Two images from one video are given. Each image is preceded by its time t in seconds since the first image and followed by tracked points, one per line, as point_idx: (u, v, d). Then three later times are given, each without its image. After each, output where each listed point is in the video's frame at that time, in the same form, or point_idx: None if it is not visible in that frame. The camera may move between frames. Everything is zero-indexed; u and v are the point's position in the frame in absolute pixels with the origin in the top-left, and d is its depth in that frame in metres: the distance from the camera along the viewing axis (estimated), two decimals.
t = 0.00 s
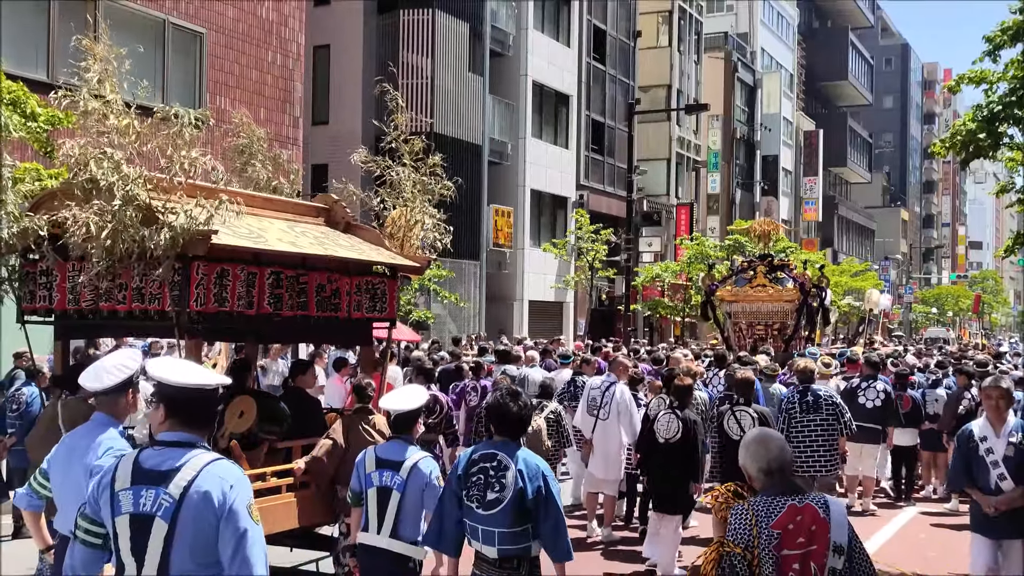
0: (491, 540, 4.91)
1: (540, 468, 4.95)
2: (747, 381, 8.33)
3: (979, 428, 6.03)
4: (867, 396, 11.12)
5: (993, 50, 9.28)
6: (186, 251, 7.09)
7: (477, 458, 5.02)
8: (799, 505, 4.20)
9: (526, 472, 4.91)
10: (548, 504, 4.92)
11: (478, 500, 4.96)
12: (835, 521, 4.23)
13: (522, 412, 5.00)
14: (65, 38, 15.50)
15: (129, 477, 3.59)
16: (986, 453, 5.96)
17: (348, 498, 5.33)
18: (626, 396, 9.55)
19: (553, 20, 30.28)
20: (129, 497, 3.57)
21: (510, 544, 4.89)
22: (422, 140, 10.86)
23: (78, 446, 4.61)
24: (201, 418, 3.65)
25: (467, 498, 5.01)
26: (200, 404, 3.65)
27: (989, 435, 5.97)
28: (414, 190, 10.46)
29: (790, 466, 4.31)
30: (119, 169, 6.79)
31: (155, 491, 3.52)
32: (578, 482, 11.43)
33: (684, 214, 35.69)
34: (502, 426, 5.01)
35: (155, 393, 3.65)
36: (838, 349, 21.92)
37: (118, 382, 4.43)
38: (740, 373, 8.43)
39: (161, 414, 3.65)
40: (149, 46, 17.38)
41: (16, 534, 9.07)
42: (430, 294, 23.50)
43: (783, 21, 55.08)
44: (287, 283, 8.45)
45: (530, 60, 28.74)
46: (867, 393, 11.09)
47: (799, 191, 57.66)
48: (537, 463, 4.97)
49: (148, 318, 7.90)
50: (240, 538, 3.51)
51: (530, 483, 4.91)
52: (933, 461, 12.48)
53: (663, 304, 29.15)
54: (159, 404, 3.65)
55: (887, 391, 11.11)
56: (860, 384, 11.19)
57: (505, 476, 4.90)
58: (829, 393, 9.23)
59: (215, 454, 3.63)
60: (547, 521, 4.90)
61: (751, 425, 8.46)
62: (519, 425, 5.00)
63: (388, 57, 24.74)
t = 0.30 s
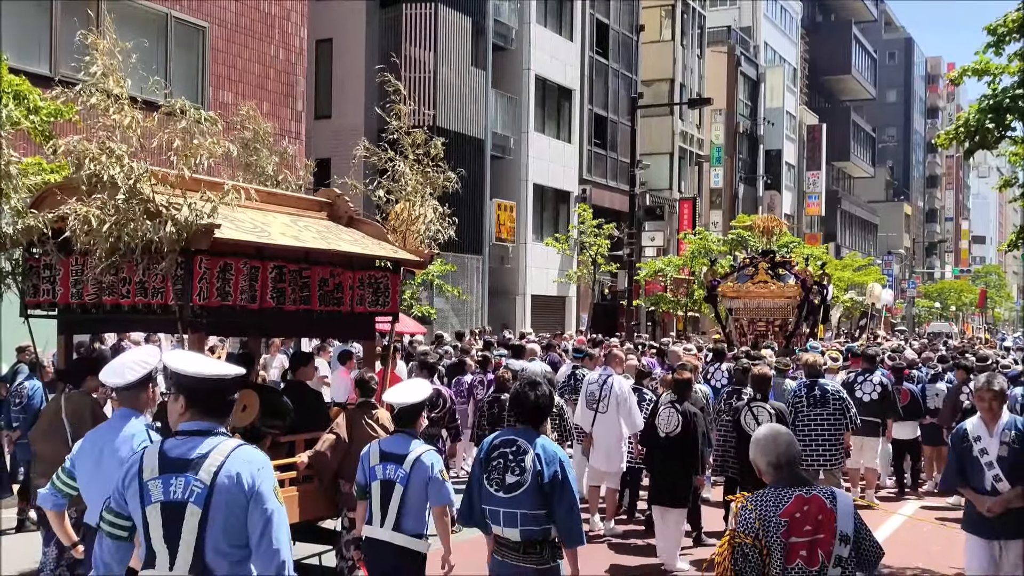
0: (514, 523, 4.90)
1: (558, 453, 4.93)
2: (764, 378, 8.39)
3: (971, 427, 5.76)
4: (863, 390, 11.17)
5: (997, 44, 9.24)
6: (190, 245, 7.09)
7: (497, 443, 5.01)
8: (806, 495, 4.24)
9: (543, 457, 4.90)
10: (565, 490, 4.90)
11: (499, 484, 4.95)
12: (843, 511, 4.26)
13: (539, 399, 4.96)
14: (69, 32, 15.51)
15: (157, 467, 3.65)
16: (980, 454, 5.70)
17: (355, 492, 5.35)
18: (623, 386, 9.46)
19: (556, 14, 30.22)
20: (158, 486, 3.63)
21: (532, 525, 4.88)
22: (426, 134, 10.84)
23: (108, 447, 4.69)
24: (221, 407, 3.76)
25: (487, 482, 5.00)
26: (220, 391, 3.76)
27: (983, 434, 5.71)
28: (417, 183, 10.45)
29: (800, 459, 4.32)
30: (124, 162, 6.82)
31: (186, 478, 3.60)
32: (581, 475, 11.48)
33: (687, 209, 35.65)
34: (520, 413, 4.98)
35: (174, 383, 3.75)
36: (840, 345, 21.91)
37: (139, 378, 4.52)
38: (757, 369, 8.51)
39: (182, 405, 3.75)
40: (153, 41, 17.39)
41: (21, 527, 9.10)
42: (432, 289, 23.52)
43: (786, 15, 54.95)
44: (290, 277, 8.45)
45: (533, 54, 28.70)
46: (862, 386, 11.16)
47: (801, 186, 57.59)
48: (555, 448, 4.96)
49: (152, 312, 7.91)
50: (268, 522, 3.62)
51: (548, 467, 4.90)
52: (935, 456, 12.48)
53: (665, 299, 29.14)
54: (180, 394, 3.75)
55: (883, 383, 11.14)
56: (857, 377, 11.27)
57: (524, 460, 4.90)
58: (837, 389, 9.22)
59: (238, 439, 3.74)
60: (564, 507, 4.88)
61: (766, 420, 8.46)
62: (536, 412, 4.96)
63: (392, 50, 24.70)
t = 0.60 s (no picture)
0: (546, 510, 4.90)
1: (585, 444, 4.96)
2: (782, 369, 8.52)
3: (978, 422, 5.63)
4: (862, 381, 11.22)
5: (998, 36, 9.19)
6: (192, 237, 7.13)
7: (526, 434, 5.03)
8: (825, 481, 4.36)
9: (573, 448, 4.93)
10: (593, 481, 4.90)
11: (528, 473, 4.96)
12: (866, 500, 4.34)
13: (568, 392, 5.06)
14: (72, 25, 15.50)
15: (200, 452, 3.74)
16: (988, 450, 5.57)
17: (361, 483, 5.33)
18: (620, 377, 9.45)
19: (558, 6, 30.16)
20: (202, 471, 3.71)
21: (563, 512, 4.89)
22: (428, 125, 10.81)
23: (136, 435, 4.76)
24: (255, 398, 3.89)
25: (516, 472, 5.01)
26: (254, 380, 3.90)
27: (992, 431, 5.57)
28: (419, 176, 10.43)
29: (830, 446, 4.43)
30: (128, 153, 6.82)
31: (229, 465, 3.70)
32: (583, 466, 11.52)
33: (689, 201, 35.60)
34: (549, 404, 5.02)
35: (209, 372, 3.87)
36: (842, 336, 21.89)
37: (161, 368, 4.71)
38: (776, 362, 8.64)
39: (216, 393, 3.86)
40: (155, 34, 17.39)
41: (25, 519, 9.16)
42: (435, 281, 23.54)
43: (789, 7, 54.79)
44: (292, 269, 8.43)
45: (535, 47, 28.63)
46: (861, 377, 11.20)
47: (805, 178, 57.47)
48: (583, 440, 4.98)
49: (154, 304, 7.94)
50: (305, 511, 3.78)
51: (578, 458, 4.92)
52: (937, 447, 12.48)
53: (667, 292, 29.16)
54: (213, 381, 3.87)
55: (881, 375, 11.18)
56: (856, 369, 11.32)
57: (554, 450, 4.92)
58: (850, 384, 9.23)
59: (274, 429, 3.85)
60: (592, 498, 4.87)
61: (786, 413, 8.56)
62: (563, 404, 5.04)
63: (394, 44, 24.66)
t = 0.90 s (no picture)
0: (574, 493, 4.91)
1: (617, 429, 4.96)
2: (793, 360, 8.62)
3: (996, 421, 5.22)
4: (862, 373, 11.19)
5: (1002, 28, 9.14)
6: (193, 229, 7.15)
7: (556, 418, 5.02)
8: (830, 466, 4.38)
9: (605, 433, 4.93)
10: (624, 465, 4.90)
11: (558, 457, 4.95)
12: (871, 488, 4.35)
13: (597, 377, 5.02)
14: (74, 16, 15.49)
15: (259, 440, 3.67)
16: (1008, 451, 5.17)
17: (367, 474, 5.32)
18: (621, 370, 9.44)
19: None
20: (261, 459, 3.64)
21: (591, 495, 4.89)
22: (430, 120, 10.80)
23: (163, 425, 4.75)
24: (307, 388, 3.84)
25: (546, 456, 5.00)
26: (307, 372, 3.85)
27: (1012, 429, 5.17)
28: (421, 169, 10.43)
29: (842, 436, 4.41)
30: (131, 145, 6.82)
31: (286, 453, 3.66)
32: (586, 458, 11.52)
33: (692, 195, 35.56)
34: (579, 390, 5.02)
35: (262, 361, 3.80)
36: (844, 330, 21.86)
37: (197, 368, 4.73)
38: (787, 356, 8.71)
39: (268, 382, 3.80)
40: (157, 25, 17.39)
41: (29, 510, 9.16)
42: (437, 274, 23.52)
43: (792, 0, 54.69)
44: (294, 262, 8.41)
45: (537, 40, 28.60)
46: (862, 369, 11.18)
47: (807, 172, 57.41)
48: (614, 426, 4.98)
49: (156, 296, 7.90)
50: (356, 503, 3.78)
51: (609, 443, 4.92)
52: (940, 440, 12.47)
53: (670, 285, 29.18)
54: (265, 372, 3.80)
55: (882, 367, 11.15)
56: (857, 361, 11.30)
57: (585, 435, 4.92)
58: (861, 376, 9.26)
59: (325, 421, 3.83)
60: (623, 482, 4.87)
61: (796, 406, 8.67)
62: (594, 389, 5.02)
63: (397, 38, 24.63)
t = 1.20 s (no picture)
0: (587, 484, 5.04)
1: (632, 422, 5.08)
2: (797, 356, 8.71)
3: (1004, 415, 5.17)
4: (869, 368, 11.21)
5: (1006, 22, 9.12)
6: (195, 224, 7.13)
7: (573, 411, 5.14)
8: (817, 448, 4.66)
9: (620, 426, 5.05)
10: (639, 457, 5.03)
11: (575, 449, 5.07)
12: (859, 467, 4.62)
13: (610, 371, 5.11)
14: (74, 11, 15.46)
15: (297, 427, 3.76)
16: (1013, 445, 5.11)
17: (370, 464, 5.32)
18: (628, 364, 9.46)
19: None
20: (301, 447, 3.73)
21: (605, 487, 5.02)
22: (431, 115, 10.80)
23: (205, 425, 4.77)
24: (340, 380, 3.96)
25: (563, 448, 5.12)
26: (341, 365, 3.98)
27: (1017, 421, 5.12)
28: (423, 163, 10.43)
29: (829, 419, 4.68)
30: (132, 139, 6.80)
31: (324, 442, 3.76)
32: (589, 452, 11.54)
33: (693, 189, 35.54)
34: (593, 383, 5.13)
35: (295, 355, 3.93)
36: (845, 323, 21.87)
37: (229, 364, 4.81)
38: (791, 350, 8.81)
39: (300, 374, 3.92)
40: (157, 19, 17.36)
41: (32, 504, 9.18)
42: (438, 268, 23.53)
43: None
44: (296, 256, 8.41)
45: (539, 35, 28.58)
46: (870, 363, 11.20)
47: (809, 167, 57.34)
48: (629, 418, 5.10)
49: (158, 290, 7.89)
50: (389, 497, 3.90)
51: (624, 435, 5.03)
52: (942, 433, 12.50)
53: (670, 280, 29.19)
54: (301, 365, 3.93)
55: (888, 362, 11.18)
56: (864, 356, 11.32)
57: (601, 427, 5.03)
58: (866, 369, 9.24)
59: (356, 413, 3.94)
60: (637, 473, 5.01)
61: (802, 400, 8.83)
62: (608, 383, 5.12)
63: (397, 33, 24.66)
